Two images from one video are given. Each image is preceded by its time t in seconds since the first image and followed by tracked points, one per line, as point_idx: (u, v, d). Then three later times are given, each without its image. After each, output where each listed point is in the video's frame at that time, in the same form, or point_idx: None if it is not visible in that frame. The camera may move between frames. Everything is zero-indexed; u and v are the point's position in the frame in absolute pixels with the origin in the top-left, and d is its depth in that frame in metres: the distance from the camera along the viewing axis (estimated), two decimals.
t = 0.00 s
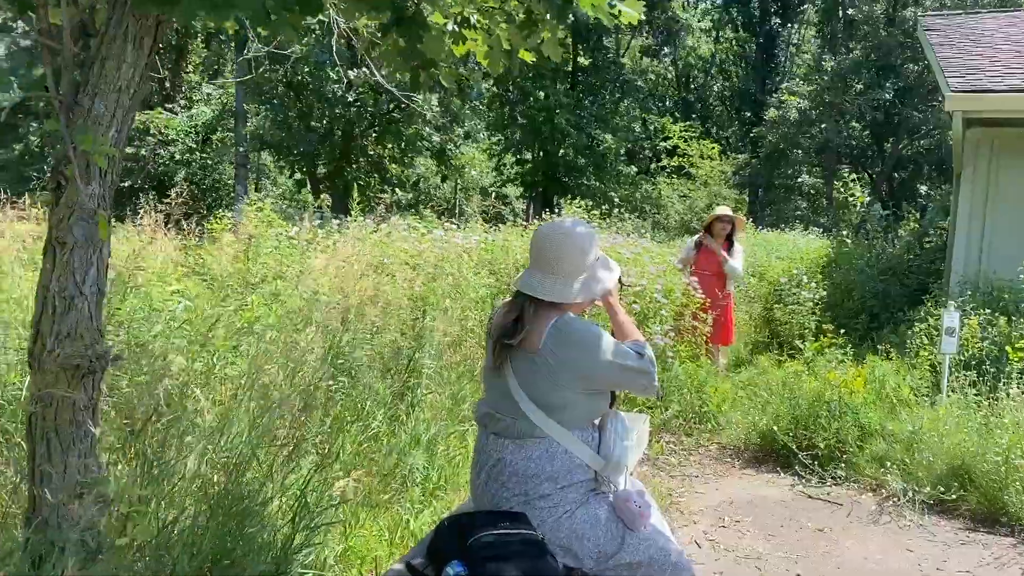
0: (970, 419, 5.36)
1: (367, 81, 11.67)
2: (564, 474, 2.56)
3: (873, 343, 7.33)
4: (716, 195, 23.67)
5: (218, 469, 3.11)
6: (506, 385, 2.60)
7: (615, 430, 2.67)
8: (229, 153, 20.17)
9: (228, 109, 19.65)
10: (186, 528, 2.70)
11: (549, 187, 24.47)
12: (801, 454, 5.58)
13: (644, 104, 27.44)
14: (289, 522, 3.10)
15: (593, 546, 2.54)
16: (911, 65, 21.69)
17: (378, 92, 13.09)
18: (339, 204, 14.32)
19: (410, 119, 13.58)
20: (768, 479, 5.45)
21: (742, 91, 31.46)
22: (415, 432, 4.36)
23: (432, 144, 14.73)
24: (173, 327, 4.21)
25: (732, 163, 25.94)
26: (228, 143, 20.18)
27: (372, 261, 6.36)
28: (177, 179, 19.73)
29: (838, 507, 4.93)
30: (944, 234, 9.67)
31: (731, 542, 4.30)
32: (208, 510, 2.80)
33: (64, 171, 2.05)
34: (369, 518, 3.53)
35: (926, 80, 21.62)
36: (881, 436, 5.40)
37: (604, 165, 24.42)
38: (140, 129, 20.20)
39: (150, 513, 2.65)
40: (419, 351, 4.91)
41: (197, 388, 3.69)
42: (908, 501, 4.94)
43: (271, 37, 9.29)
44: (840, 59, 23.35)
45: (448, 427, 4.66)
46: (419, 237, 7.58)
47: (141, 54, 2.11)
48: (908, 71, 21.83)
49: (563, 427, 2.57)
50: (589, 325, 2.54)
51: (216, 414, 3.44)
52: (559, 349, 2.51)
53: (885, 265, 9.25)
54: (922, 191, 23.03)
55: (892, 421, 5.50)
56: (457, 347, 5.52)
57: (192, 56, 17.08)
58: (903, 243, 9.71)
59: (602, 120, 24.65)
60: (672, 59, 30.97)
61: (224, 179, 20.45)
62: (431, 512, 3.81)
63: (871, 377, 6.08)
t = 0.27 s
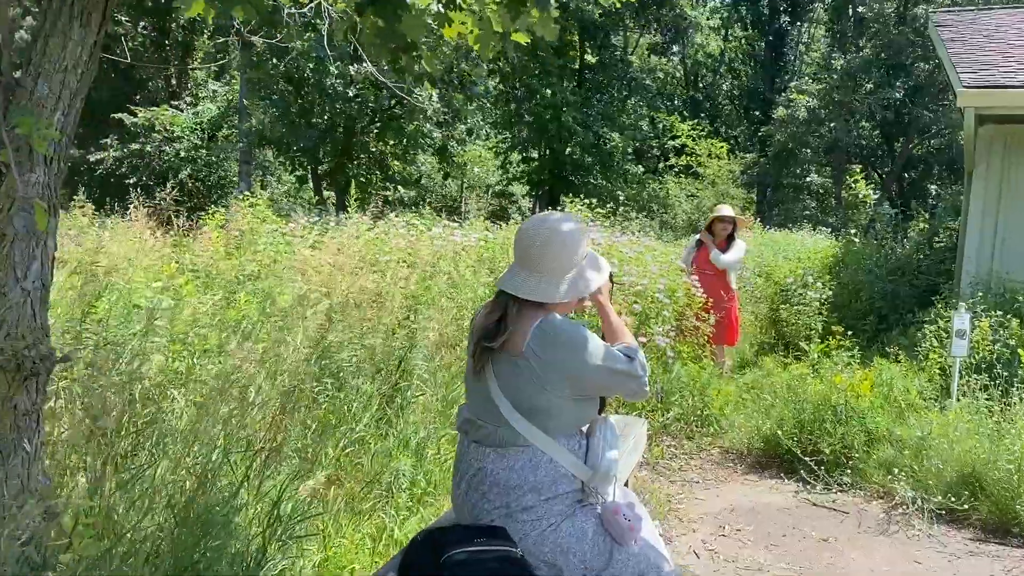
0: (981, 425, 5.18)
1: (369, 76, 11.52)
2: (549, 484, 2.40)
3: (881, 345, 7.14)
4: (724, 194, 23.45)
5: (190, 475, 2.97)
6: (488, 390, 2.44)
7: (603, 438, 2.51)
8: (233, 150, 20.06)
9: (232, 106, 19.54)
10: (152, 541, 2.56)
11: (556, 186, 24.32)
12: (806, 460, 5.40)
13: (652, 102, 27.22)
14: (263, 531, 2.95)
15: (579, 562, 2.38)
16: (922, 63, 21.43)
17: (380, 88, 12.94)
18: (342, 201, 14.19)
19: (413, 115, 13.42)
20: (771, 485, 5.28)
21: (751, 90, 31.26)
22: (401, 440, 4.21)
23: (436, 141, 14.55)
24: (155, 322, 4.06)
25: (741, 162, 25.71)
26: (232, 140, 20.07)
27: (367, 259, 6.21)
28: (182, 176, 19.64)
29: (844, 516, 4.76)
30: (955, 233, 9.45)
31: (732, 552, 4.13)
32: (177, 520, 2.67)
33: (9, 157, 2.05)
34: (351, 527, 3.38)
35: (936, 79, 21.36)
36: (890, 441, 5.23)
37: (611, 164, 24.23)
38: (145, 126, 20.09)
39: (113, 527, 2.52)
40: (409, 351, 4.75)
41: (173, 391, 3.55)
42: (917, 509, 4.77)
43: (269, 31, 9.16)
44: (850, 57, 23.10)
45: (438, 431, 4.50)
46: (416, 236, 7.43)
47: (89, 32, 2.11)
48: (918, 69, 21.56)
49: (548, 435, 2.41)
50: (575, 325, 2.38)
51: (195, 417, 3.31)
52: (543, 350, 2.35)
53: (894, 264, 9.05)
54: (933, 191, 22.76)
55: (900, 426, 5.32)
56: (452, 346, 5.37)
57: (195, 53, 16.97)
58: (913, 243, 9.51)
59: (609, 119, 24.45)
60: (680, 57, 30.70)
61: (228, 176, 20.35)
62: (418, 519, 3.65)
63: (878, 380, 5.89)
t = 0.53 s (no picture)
0: (992, 436, 5.03)
1: (372, 76, 11.42)
2: (533, 504, 2.27)
3: (890, 351, 6.98)
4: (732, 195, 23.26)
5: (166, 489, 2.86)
6: (470, 404, 2.32)
7: (592, 455, 2.38)
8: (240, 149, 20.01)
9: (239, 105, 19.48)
10: (119, 559, 2.45)
11: (563, 186, 24.20)
12: (811, 470, 5.26)
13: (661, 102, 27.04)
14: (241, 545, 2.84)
15: None
16: (934, 64, 21.17)
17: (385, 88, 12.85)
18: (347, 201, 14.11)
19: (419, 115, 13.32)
20: (775, 496, 5.14)
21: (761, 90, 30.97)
22: (392, 448, 4.10)
23: (442, 140, 14.46)
24: (141, 326, 3.96)
25: (750, 164, 25.52)
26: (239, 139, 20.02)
27: (366, 261, 6.12)
28: (189, 176, 19.63)
29: (849, 528, 4.62)
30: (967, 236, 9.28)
31: (732, 567, 4.00)
32: (150, 538, 2.54)
33: None
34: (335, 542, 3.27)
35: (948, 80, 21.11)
36: (897, 451, 5.09)
37: (619, 164, 24.09)
38: (153, 125, 20.09)
39: (79, 545, 2.40)
40: (403, 355, 4.63)
41: (155, 398, 3.45)
42: (926, 522, 4.62)
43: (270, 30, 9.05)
44: (860, 57, 22.88)
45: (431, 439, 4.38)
46: (417, 237, 7.32)
47: (39, 26, 2.27)
48: (930, 69, 21.31)
49: (534, 453, 2.28)
50: (561, 335, 2.25)
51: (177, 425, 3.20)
52: (527, 362, 2.22)
53: (904, 268, 8.89)
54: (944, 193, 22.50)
55: (908, 436, 5.17)
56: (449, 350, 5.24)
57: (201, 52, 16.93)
58: (923, 246, 9.33)
59: (617, 119, 24.28)
60: (690, 58, 30.51)
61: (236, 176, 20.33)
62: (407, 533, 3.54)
63: (887, 388, 5.74)
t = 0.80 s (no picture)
0: (1002, 442, 4.91)
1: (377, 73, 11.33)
2: (515, 513, 2.18)
3: (899, 353, 6.84)
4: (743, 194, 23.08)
5: (139, 493, 2.78)
6: (449, 410, 2.23)
7: (579, 461, 2.28)
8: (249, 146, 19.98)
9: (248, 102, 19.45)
10: (86, 567, 2.37)
11: (573, 184, 24.09)
12: (816, 474, 5.13)
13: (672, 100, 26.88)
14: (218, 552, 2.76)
15: None
16: (948, 61, 20.91)
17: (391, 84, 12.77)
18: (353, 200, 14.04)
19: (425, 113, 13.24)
20: (778, 500, 5.03)
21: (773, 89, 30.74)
22: (385, 451, 4.01)
23: (449, 138, 14.37)
24: (128, 324, 3.89)
25: (761, 163, 25.35)
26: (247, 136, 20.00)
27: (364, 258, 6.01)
28: (198, 174, 19.63)
29: (854, 534, 4.50)
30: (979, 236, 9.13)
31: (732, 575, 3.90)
32: (119, 548, 2.46)
33: None
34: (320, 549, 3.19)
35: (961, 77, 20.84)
36: (904, 455, 4.97)
37: (628, 162, 23.96)
38: (163, 123, 20.11)
39: (44, 555, 2.32)
40: (397, 354, 4.54)
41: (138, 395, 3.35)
42: (933, 528, 4.52)
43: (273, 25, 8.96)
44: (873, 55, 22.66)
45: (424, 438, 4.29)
46: (417, 235, 7.21)
47: None
48: (944, 67, 21.05)
49: (517, 459, 2.19)
50: (545, 337, 2.16)
51: (158, 425, 3.11)
52: (509, 365, 2.13)
53: (914, 267, 8.75)
54: (957, 192, 22.25)
55: (916, 440, 5.05)
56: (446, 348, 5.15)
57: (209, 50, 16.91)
58: (934, 246, 9.19)
59: (627, 117, 24.12)
60: (701, 56, 30.33)
61: (245, 174, 20.32)
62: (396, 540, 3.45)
63: (894, 390, 5.60)
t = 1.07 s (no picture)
0: (1004, 444, 4.84)
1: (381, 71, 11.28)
2: (484, 514, 2.14)
3: (902, 354, 6.74)
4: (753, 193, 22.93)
5: (112, 493, 2.76)
6: (419, 411, 2.19)
7: (552, 462, 2.24)
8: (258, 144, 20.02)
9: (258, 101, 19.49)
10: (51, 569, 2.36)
11: (582, 184, 24.01)
12: (813, 475, 5.07)
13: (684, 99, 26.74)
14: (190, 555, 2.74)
15: None
16: (960, 59, 20.68)
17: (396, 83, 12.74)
18: (359, 198, 14.01)
19: (431, 111, 13.20)
20: (775, 501, 4.97)
21: (785, 87, 30.54)
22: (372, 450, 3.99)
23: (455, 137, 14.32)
24: (114, 322, 3.87)
25: (772, 162, 25.19)
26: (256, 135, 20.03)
27: (361, 255, 5.99)
28: (208, 173, 19.69)
29: (849, 537, 4.44)
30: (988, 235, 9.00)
31: None
32: (87, 552, 2.43)
33: None
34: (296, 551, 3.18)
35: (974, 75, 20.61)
36: (903, 457, 4.91)
37: (637, 160, 23.86)
38: (173, 122, 20.18)
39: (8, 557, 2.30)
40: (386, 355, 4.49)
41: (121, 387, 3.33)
42: (930, 531, 4.45)
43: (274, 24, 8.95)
44: (885, 53, 22.46)
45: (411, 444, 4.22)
46: (417, 232, 7.17)
47: None
48: (956, 65, 20.82)
49: (486, 461, 2.15)
50: (515, 337, 2.12)
51: (138, 424, 3.09)
52: (477, 365, 2.09)
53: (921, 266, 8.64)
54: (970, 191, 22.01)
55: (916, 441, 4.98)
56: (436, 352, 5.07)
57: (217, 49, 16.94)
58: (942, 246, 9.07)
59: (636, 115, 24.00)
60: (713, 54, 30.17)
61: (254, 173, 20.36)
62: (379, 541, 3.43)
63: (895, 390, 5.53)
